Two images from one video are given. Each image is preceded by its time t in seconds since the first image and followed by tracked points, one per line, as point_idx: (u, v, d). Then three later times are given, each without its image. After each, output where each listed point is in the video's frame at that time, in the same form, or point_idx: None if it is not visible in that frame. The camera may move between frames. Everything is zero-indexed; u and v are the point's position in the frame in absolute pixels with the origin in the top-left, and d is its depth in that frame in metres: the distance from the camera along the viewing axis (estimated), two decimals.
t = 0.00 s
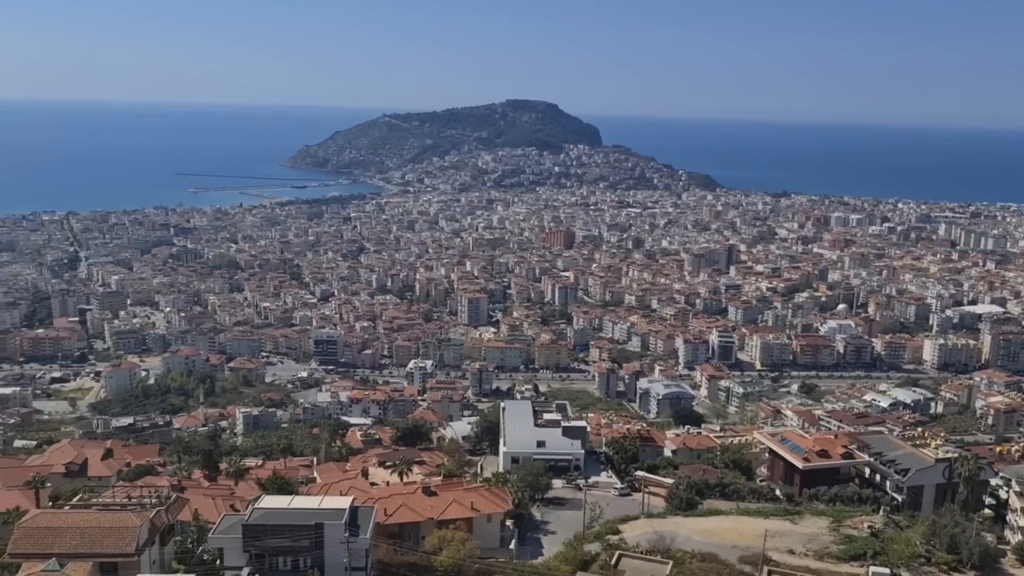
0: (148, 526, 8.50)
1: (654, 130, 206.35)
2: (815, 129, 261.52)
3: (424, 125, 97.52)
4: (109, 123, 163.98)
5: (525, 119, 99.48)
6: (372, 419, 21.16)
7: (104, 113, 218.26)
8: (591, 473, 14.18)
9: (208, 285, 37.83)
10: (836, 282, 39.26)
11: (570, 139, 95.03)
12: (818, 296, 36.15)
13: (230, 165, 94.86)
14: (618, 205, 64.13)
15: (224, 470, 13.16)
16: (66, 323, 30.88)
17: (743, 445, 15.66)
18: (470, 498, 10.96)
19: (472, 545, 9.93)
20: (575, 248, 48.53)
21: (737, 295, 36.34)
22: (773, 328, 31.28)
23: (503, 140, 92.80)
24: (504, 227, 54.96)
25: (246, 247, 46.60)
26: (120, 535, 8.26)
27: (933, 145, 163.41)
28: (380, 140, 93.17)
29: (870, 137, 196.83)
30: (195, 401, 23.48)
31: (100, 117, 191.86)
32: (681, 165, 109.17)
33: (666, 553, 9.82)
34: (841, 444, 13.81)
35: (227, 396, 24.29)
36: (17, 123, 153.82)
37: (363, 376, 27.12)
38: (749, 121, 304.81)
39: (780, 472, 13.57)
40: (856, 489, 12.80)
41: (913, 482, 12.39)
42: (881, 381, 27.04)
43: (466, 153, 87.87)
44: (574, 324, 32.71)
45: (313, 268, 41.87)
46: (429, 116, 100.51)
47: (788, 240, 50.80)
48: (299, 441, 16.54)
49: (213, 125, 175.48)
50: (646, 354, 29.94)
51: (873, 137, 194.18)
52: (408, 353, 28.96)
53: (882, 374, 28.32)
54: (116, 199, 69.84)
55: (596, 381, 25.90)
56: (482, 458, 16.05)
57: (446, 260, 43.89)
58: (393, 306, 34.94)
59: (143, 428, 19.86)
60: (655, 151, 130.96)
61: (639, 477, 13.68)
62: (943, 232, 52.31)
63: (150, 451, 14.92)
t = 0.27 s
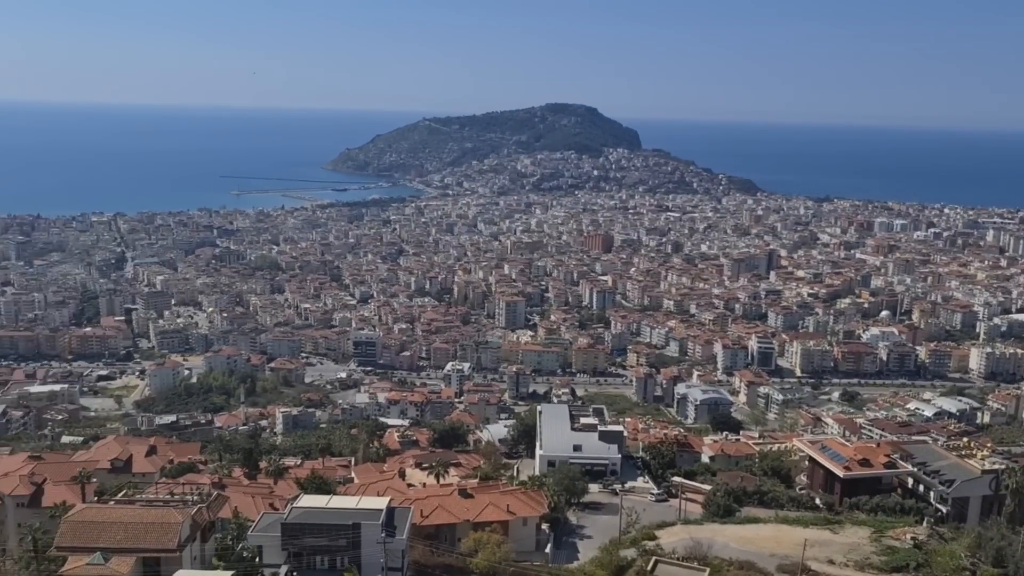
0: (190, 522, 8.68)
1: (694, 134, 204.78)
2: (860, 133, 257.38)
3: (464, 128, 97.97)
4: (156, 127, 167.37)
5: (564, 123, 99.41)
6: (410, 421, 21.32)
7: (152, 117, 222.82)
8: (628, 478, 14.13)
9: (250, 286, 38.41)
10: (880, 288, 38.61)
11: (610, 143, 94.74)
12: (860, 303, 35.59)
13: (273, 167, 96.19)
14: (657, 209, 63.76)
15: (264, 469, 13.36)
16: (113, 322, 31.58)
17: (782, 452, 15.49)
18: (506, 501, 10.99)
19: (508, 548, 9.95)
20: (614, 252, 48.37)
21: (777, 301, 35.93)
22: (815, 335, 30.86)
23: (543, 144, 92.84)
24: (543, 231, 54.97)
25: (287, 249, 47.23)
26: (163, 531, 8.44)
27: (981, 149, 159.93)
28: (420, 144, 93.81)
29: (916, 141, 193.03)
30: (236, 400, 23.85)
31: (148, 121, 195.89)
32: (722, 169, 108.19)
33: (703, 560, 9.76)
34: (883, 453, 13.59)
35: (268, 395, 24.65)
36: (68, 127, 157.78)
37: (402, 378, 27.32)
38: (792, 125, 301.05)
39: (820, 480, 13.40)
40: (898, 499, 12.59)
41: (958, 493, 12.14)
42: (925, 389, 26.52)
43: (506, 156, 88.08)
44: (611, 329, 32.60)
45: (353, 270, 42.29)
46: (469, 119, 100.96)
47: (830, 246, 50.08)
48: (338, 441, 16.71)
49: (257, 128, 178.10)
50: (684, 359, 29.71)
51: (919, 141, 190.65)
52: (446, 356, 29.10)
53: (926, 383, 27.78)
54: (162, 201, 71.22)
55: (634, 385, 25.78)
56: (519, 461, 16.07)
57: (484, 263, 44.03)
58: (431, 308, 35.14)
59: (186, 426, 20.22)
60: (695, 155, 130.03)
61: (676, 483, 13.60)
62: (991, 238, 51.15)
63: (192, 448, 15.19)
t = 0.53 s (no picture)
0: (224, 520, 8.80)
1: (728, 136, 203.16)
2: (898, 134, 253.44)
3: (497, 131, 98.17)
4: (194, 129, 169.93)
5: (598, 125, 99.15)
6: (441, 422, 21.41)
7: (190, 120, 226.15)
8: (659, 482, 14.06)
9: (285, 287, 38.84)
10: (918, 293, 37.99)
11: (643, 145, 94.32)
12: (898, 307, 35.04)
13: (308, 169, 97.13)
14: (690, 212, 63.33)
15: (297, 468, 13.50)
16: (151, 321, 32.11)
17: (816, 458, 15.31)
18: (537, 503, 10.99)
19: (538, 550, 9.95)
20: (646, 255, 48.15)
21: (812, 304, 35.51)
22: (851, 339, 30.46)
23: (575, 145, 92.71)
24: (575, 233, 54.88)
25: (321, 250, 47.69)
26: (198, 528, 8.57)
27: None
28: (453, 146, 94.17)
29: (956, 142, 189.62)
30: (270, 399, 24.14)
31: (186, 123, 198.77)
32: (756, 170, 107.18)
33: (735, 566, 9.69)
34: (920, 460, 13.38)
35: (301, 395, 24.91)
36: (109, 129, 160.75)
37: (434, 379, 27.45)
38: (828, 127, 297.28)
39: (855, 486, 13.23)
40: (936, 507, 12.37)
41: (998, 502, 11.91)
42: (965, 396, 26.03)
43: (539, 158, 88.10)
44: (644, 332, 32.45)
45: (386, 271, 42.56)
46: (502, 121, 101.13)
47: (867, 249, 49.38)
48: (370, 441, 16.84)
49: (292, 131, 180.04)
50: (717, 362, 29.49)
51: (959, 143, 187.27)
52: (477, 357, 29.18)
53: (966, 389, 27.27)
54: (199, 202, 72.24)
55: (666, 389, 25.63)
56: (550, 464, 16.07)
57: (516, 265, 44.08)
58: (463, 310, 35.26)
59: (221, 425, 20.50)
60: (730, 157, 128.95)
61: (708, 487, 13.50)
62: None
63: (226, 446, 15.38)
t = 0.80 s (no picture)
0: (247, 518, 8.88)
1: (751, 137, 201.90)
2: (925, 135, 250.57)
3: (519, 132, 98.19)
4: (219, 130, 171.48)
5: (620, 126, 98.93)
6: (461, 422, 21.45)
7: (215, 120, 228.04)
8: (680, 485, 13.99)
9: (307, 286, 39.08)
10: (943, 296, 37.56)
11: (665, 146, 93.97)
12: (923, 310, 34.65)
13: (331, 170, 97.68)
14: (713, 214, 63.00)
15: (318, 467, 13.57)
16: (175, 320, 32.43)
17: (839, 462, 15.18)
18: (557, 504, 10.99)
19: (557, 552, 9.93)
20: (668, 256, 47.95)
21: (836, 307, 35.21)
22: (874, 343, 30.17)
23: (597, 147, 92.52)
24: (597, 234, 54.77)
25: (344, 250, 47.96)
26: (220, 525, 8.66)
27: None
28: (475, 146, 94.33)
29: (983, 144, 187.14)
30: (292, 398, 24.30)
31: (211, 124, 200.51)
32: (779, 172, 106.42)
33: (755, 571, 9.62)
34: (945, 466, 13.22)
35: (323, 394, 25.06)
36: (135, 130, 162.49)
37: (454, 379, 27.52)
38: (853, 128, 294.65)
39: (879, 492, 13.11)
40: (961, 513, 12.20)
41: None
42: (991, 401, 25.70)
43: (561, 159, 88.05)
44: (665, 333, 32.32)
45: (407, 272, 42.71)
46: (524, 122, 101.14)
47: (892, 252, 48.86)
48: (390, 441, 16.92)
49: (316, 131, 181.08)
50: (739, 365, 29.32)
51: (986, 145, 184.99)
52: (498, 358, 29.21)
53: (992, 394, 26.90)
54: (224, 202, 72.84)
55: (687, 391, 25.52)
56: (570, 465, 16.06)
57: (538, 266, 44.08)
58: (484, 310, 35.30)
59: (243, 423, 20.67)
60: (753, 159, 128.14)
61: (729, 491, 13.43)
62: None
63: (248, 445, 15.49)
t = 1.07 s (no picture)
0: (261, 515, 8.94)
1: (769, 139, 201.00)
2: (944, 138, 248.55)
3: (535, 132, 98.16)
4: (237, 129, 172.56)
5: (637, 127, 98.71)
6: (476, 422, 21.47)
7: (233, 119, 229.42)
8: (694, 487, 13.95)
9: (323, 285, 39.25)
10: (962, 300, 37.21)
11: (682, 147, 93.66)
12: (942, 314, 34.35)
13: (348, 169, 98.01)
14: (730, 215, 62.74)
15: (333, 465, 13.63)
16: (192, 317, 32.67)
17: (855, 466, 15.08)
18: (570, 505, 10.97)
19: (571, 553, 9.92)
20: (684, 258, 47.81)
21: (853, 311, 34.97)
22: (892, 347, 29.95)
23: (614, 147, 92.36)
24: (613, 235, 54.68)
25: (360, 249, 48.14)
26: (235, 522, 8.71)
27: None
28: (491, 147, 94.41)
29: (1003, 148, 185.27)
30: (308, 396, 24.41)
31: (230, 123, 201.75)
32: (797, 174, 105.80)
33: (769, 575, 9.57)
34: (963, 471, 13.10)
35: (338, 393, 25.16)
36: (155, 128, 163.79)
37: (469, 379, 27.56)
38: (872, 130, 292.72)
39: (896, 497, 13.01)
40: (979, 520, 12.09)
41: None
42: (1010, 406, 25.44)
43: (577, 160, 87.97)
44: (680, 335, 32.23)
45: (423, 271, 42.82)
46: (541, 123, 101.11)
47: (910, 255, 48.48)
48: (405, 440, 16.96)
49: (333, 130, 181.80)
50: (754, 367, 29.17)
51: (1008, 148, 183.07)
52: (513, 358, 29.21)
53: (1011, 400, 26.63)
54: (242, 200, 73.25)
55: (703, 393, 25.42)
56: (584, 466, 16.04)
57: (553, 267, 44.06)
58: (499, 310, 35.33)
59: (259, 420, 20.79)
60: (771, 161, 127.49)
61: (744, 494, 13.37)
62: None
63: (264, 442, 15.58)
